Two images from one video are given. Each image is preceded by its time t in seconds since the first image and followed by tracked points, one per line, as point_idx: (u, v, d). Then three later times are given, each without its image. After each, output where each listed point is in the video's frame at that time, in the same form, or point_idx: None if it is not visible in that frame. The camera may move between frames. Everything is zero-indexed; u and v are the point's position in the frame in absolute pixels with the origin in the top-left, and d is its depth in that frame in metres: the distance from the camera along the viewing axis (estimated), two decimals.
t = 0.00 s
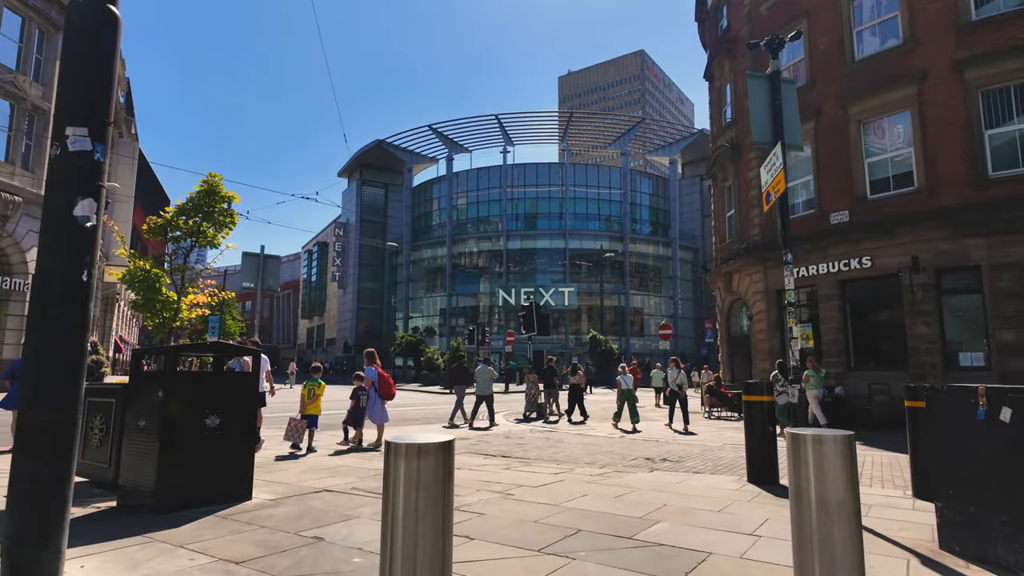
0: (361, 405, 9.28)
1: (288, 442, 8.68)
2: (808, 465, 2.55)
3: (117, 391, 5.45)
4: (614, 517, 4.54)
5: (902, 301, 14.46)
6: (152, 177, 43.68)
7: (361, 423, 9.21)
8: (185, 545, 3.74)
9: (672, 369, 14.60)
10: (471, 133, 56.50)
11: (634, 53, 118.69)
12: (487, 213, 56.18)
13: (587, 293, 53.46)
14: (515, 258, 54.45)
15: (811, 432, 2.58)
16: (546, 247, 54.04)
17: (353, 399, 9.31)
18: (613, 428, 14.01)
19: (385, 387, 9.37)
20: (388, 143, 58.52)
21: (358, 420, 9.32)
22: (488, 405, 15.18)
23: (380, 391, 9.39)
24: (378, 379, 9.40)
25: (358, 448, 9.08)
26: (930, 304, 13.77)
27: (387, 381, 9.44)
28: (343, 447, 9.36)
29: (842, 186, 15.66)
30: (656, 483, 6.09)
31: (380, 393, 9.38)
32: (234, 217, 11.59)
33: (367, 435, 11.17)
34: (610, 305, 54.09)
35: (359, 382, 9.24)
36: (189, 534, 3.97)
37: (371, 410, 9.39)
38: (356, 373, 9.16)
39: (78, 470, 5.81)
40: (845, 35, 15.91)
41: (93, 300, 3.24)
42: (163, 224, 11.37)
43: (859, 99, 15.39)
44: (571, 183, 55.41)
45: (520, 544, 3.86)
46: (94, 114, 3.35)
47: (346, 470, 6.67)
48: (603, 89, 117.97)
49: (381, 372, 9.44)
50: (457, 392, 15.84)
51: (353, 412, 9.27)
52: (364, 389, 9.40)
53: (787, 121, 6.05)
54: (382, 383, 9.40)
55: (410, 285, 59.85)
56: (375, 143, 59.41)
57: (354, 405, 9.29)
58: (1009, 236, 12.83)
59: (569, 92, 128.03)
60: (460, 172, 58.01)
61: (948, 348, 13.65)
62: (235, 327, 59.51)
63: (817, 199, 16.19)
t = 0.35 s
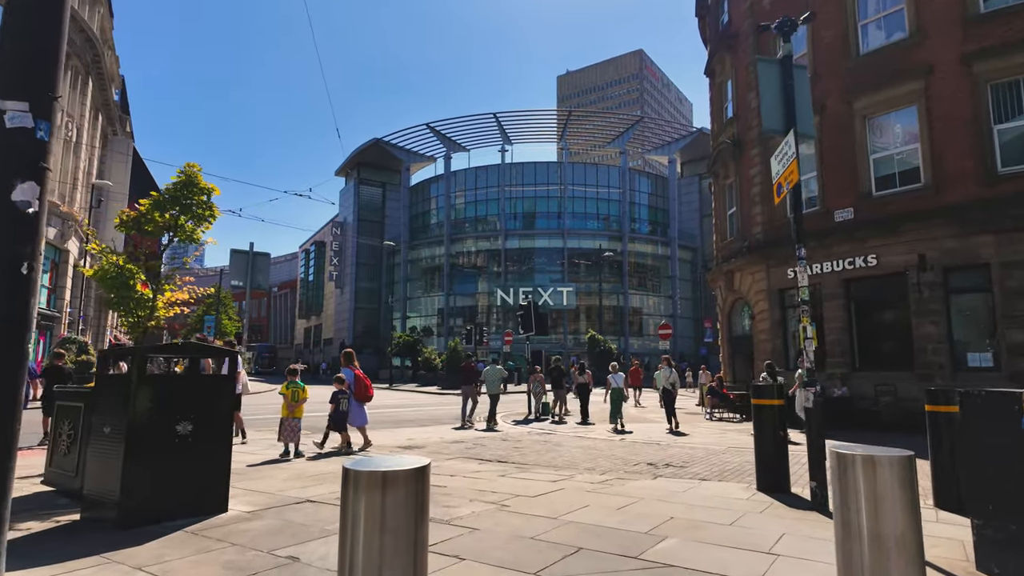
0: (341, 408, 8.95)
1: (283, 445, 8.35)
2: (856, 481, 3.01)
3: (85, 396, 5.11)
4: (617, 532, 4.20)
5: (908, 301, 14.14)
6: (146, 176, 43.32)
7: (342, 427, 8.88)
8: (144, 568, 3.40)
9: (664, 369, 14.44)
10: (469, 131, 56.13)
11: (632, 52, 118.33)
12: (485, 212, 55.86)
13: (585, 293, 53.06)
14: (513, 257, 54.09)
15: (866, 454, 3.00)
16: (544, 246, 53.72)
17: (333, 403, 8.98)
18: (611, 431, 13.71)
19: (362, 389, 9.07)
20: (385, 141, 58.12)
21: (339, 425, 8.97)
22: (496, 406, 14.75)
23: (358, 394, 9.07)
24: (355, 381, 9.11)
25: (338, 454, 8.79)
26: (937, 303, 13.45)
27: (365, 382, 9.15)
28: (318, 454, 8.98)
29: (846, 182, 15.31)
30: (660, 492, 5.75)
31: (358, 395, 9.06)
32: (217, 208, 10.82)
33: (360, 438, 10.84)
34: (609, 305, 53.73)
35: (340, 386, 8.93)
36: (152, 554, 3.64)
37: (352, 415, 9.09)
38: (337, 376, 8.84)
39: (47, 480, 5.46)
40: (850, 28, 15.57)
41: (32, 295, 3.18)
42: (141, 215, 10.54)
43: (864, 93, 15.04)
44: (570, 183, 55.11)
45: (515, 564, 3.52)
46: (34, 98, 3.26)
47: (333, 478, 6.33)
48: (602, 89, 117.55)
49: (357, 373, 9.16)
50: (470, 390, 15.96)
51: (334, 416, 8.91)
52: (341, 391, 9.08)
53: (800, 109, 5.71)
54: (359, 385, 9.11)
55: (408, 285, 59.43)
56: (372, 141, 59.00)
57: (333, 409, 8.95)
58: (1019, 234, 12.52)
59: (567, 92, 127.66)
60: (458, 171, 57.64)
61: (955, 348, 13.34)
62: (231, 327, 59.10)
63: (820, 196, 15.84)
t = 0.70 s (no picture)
0: (317, 407, 8.60)
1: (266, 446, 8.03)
2: (940, 501, 2.86)
3: (45, 395, 4.70)
4: (621, 547, 3.83)
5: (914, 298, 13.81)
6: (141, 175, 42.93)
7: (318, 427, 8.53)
8: None
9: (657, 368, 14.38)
10: (467, 129, 55.71)
11: (631, 52, 117.86)
12: (482, 211, 55.52)
13: (584, 292, 52.68)
14: (511, 256, 53.72)
15: (955, 473, 2.83)
16: (542, 245, 53.38)
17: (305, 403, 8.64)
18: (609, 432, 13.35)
19: (340, 388, 8.70)
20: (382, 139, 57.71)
21: (313, 424, 8.65)
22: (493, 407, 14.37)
23: (335, 391, 8.70)
24: (331, 379, 8.73)
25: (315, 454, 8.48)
26: (945, 300, 13.11)
27: (342, 379, 8.78)
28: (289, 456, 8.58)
29: (851, 177, 14.99)
30: (665, 500, 5.37)
31: (335, 393, 8.69)
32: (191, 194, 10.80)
33: (351, 439, 10.45)
34: (607, 305, 53.33)
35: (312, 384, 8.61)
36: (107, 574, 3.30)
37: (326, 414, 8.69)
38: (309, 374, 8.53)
39: (9, 486, 5.05)
40: (855, 20, 15.21)
41: None
42: (113, 203, 10.48)
43: (870, 86, 14.70)
44: (568, 181, 54.77)
45: None
46: None
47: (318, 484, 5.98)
48: (599, 88, 117.15)
49: (334, 371, 8.80)
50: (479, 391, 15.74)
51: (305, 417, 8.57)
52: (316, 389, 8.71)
53: (816, 90, 5.35)
54: (336, 382, 8.74)
55: (404, 284, 59.01)
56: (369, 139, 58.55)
57: (307, 408, 8.59)
58: None
59: (565, 91, 127.20)
60: (456, 169, 57.25)
61: (964, 347, 13.00)
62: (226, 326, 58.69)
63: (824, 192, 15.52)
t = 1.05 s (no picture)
0: (280, 410, 8.25)
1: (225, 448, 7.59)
2: None
3: None
4: (614, 563, 3.48)
5: (908, 297, 13.61)
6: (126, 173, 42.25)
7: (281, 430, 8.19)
8: None
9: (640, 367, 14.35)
10: (457, 128, 55.31)
11: (622, 53, 117.80)
12: (472, 210, 55.16)
13: (574, 292, 52.44)
14: (501, 256, 53.36)
15: None
16: (533, 244, 53.07)
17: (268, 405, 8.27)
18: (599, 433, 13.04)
19: (302, 391, 8.36)
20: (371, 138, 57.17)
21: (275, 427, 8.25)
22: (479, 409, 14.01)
23: (297, 394, 8.35)
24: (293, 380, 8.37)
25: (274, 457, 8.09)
26: (940, 299, 12.91)
27: (304, 382, 8.44)
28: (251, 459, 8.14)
29: (843, 173, 14.80)
30: (660, 507, 5.04)
31: (297, 396, 8.35)
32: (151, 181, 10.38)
33: (331, 442, 10.06)
34: (597, 305, 53.09)
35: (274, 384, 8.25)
36: None
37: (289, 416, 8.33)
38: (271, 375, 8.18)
39: None
40: (848, 15, 15.01)
41: None
42: (67, 189, 10.22)
43: (863, 82, 14.50)
44: (558, 180, 54.53)
45: None
46: None
47: (289, 492, 5.60)
48: (590, 89, 117.10)
49: (296, 372, 8.43)
50: (476, 390, 15.62)
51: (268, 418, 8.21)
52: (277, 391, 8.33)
53: (818, 74, 5.06)
54: (299, 385, 8.39)
55: (393, 283, 58.50)
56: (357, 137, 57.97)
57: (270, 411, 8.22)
58: None
59: (556, 92, 127.03)
60: (445, 168, 56.82)
61: (959, 346, 12.81)
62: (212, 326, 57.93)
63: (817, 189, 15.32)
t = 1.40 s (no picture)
0: (237, 411, 7.86)
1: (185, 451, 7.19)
2: None
3: None
4: None
5: (899, 295, 13.38)
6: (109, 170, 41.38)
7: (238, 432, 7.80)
8: None
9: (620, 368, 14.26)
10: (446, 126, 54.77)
11: (612, 54, 117.80)
12: (461, 209, 54.70)
13: (564, 291, 52.15)
14: (490, 256, 52.93)
15: None
16: (522, 244, 52.71)
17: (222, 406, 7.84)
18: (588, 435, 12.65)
19: (258, 390, 7.97)
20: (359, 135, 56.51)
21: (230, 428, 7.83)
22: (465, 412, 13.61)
23: (252, 394, 7.96)
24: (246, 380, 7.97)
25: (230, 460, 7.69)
26: (934, 298, 12.69)
27: (260, 381, 8.06)
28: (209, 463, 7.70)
29: (838, 171, 14.50)
30: (650, 519, 4.67)
31: (253, 397, 7.97)
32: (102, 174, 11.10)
33: (306, 446, 9.62)
34: (586, 304, 52.83)
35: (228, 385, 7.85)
36: None
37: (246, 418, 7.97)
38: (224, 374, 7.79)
39: None
40: (840, 9, 14.76)
41: None
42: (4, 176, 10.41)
43: (856, 76, 14.23)
44: (548, 179, 54.21)
45: None
46: None
47: (251, 503, 5.17)
48: (579, 89, 116.90)
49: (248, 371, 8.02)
50: (475, 390, 15.21)
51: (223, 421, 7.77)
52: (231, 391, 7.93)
53: (818, 55, 4.72)
54: (254, 384, 8.00)
55: (382, 282, 57.94)
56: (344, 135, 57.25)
57: (225, 412, 7.82)
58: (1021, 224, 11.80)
59: (546, 92, 126.79)
60: (434, 167, 56.30)
61: (952, 346, 12.59)
62: (196, 325, 57.01)
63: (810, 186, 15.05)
